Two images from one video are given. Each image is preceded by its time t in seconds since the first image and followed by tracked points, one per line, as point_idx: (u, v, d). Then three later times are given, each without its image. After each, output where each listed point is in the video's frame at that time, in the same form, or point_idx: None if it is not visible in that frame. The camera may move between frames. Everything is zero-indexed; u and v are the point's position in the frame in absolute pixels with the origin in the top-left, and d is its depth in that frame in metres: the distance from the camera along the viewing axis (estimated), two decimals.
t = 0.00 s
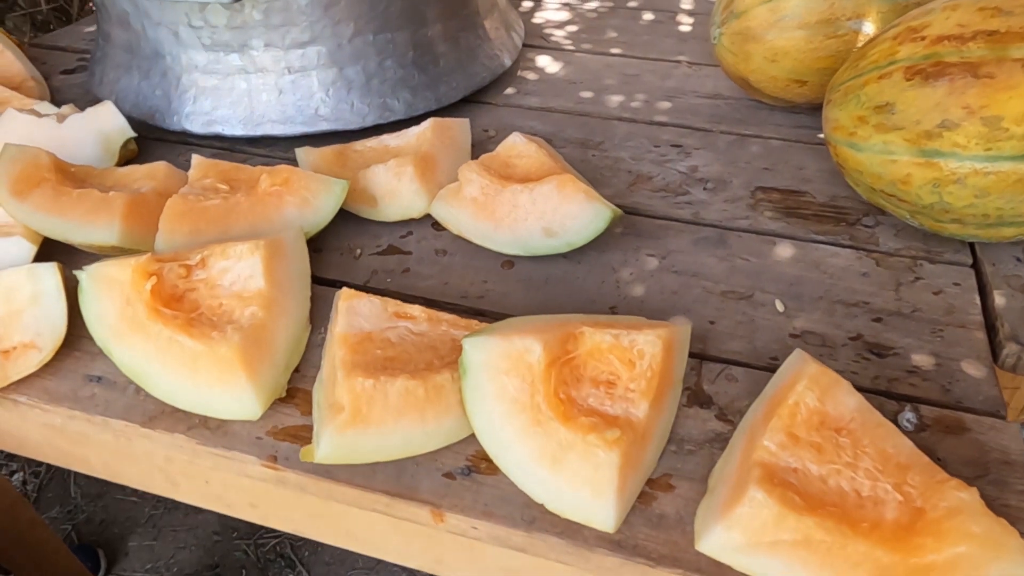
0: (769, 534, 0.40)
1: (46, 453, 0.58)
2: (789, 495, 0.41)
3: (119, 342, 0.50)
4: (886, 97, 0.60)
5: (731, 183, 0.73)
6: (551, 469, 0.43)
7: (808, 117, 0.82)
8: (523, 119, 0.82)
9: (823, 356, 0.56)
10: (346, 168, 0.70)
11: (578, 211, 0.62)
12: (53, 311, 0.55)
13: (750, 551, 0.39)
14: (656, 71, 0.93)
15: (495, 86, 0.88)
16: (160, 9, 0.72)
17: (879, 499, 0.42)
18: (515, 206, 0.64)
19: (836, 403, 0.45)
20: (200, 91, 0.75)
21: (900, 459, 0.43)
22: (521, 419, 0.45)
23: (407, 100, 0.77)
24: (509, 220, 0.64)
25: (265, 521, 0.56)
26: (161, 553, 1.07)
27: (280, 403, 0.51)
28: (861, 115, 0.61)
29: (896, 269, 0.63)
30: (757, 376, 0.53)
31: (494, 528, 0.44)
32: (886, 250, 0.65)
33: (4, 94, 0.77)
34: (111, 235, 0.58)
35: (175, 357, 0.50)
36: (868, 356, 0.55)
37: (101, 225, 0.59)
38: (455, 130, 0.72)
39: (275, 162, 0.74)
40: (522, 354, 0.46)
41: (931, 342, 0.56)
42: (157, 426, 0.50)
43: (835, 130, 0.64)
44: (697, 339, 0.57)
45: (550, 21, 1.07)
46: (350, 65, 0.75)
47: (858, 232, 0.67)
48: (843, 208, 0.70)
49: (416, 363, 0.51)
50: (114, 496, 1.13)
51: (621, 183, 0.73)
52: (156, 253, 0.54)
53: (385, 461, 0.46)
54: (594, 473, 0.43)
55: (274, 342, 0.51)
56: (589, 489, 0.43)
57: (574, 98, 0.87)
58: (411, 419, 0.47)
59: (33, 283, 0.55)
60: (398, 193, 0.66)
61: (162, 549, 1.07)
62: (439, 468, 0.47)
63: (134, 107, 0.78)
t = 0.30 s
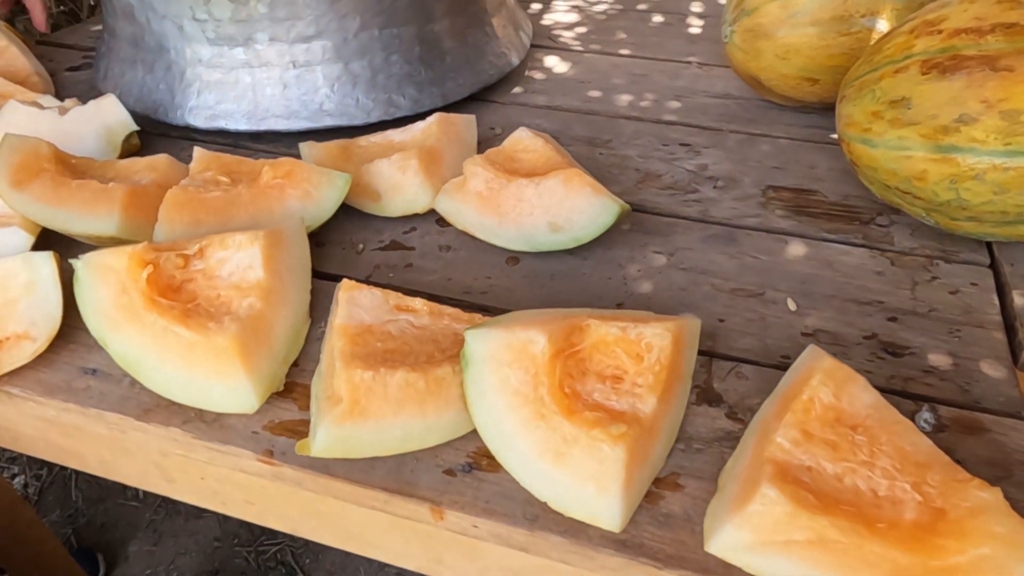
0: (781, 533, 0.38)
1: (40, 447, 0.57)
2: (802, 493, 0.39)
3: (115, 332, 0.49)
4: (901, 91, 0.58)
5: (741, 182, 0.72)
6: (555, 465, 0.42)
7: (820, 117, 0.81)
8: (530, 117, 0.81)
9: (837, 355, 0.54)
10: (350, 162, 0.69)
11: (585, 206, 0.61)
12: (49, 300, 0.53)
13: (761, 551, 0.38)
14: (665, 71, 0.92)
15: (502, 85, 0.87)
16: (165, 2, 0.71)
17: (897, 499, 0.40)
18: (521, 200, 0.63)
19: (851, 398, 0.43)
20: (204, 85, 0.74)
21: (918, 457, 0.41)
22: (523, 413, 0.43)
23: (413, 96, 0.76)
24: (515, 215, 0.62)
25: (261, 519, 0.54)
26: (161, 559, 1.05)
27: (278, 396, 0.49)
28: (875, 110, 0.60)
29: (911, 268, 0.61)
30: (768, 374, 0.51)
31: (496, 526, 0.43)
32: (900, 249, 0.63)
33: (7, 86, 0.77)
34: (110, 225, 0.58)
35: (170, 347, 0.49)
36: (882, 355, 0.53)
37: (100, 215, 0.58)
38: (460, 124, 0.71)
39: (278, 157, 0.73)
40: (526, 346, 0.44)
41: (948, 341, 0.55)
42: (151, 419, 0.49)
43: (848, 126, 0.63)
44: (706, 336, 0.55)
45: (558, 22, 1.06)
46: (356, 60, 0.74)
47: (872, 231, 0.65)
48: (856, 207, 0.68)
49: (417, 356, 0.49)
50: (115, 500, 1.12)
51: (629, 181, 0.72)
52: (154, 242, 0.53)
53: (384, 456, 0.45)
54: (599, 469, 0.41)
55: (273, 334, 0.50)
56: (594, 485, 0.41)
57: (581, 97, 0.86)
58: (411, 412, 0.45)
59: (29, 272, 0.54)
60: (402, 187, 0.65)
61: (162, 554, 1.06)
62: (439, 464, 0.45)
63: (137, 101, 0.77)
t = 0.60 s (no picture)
0: (802, 545, 0.36)
1: (42, 450, 0.56)
2: (823, 504, 0.38)
3: (117, 332, 0.48)
4: (921, 96, 0.57)
5: (755, 189, 0.71)
6: (565, 472, 0.41)
7: (835, 125, 0.80)
8: (541, 123, 0.81)
9: (856, 365, 0.52)
10: (359, 165, 0.68)
11: (597, 211, 0.60)
12: (51, 301, 0.52)
13: (781, 563, 0.36)
14: (678, 79, 0.91)
15: (513, 91, 0.86)
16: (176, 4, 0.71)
17: (922, 512, 0.39)
18: (532, 204, 0.62)
19: (873, 407, 0.42)
20: (213, 87, 0.73)
21: (943, 469, 0.40)
22: (534, 418, 0.42)
23: (423, 100, 0.76)
24: (526, 218, 0.61)
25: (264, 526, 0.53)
26: (164, 568, 1.04)
27: (282, 400, 0.48)
28: (894, 115, 0.59)
29: (931, 277, 0.60)
30: (786, 384, 0.50)
31: (505, 535, 0.41)
32: (920, 258, 0.62)
33: (16, 88, 0.76)
34: (116, 225, 0.57)
35: (173, 348, 0.48)
36: (902, 365, 0.52)
37: (105, 215, 0.57)
38: (470, 128, 0.70)
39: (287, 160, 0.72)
40: (538, 349, 0.43)
41: (971, 352, 0.53)
42: (153, 422, 0.48)
43: (866, 132, 0.62)
44: (721, 344, 0.54)
45: (570, 31, 1.05)
46: (366, 63, 0.74)
47: (890, 240, 0.64)
48: (873, 215, 0.67)
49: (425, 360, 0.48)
50: (118, 508, 1.11)
51: (641, 187, 0.71)
52: (159, 242, 0.52)
53: (389, 462, 0.43)
54: (612, 477, 0.40)
55: (278, 336, 0.49)
56: (607, 492, 0.40)
57: (593, 104, 0.85)
58: (418, 416, 0.44)
59: (32, 270, 0.53)
60: (411, 190, 0.64)
61: (165, 563, 1.05)
62: (447, 471, 0.44)
63: (147, 104, 0.76)
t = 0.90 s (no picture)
0: None
1: (55, 469, 0.56)
2: (855, 539, 0.37)
3: (135, 351, 0.48)
4: (947, 125, 0.57)
5: (777, 216, 0.70)
6: (588, 501, 0.40)
7: (857, 153, 0.79)
8: (560, 148, 0.81)
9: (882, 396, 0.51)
10: (379, 187, 0.68)
11: (619, 236, 0.60)
12: (70, 318, 0.52)
13: None
14: (697, 105, 0.91)
15: (532, 115, 0.86)
16: (200, 25, 0.72)
17: (956, 550, 0.37)
18: (553, 228, 0.62)
19: (904, 440, 0.41)
20: (235, 107, 0.74)
21: (978, 505, 0.39)
22: (556, 446, 0.41)
23: (443, 123, 0.76)
24: (546, 243, 0.61)
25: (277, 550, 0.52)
26: None
27: (300, 423, 0.47)
28: (919, 143, 0.59)
29: (957, 307, 0.59)
30: (811, 414, 0.49)
31: (524, 565, 0.40)
32: (945, 288, 0.61)
33: (41, 106, 0.77)
34: (136, 243, 0.57)
35: (191, 368, 0.47)
36: (930, 397, 0.51)
37: (126, 233, 0.57)
38: (490, 152, 0.70)
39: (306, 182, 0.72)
40: (562, 376, 0.43)
41: (1001, 384, 0.52)
42: (169, 442, 0.48)
43: (890, 160, 0.61)
44: (744, 372, 0.53)
45: (588, 56, 1.06)
46: (387, 85, 0.74)
47: (915, 268, 0.63)
48: (896, 243, 0.66)
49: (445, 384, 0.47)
50: (126, 528, 1.10)
51: (661, 213, 0.71)
52: (180, 261, 0.52)
53: (406, 488, 0.42)
54: (636, 508, 0.39)
55: (296, 357, 0.48)
56: (630, 523, 0.39)
57: (612, 129, 0.85)
58: (437, 440, 0.43)
59: (52, 287, 0.53)
60: (431, 212, 0.64)
61: None
62: (465, 499, 0.43)
63: (169, 123, 0.77)
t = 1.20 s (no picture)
0: None
1: (74, 499, 0.55)
2: None
3: (162, 383, 0.48)
4: (979, 171, 0.57)
5: (803, 259, 0.70)
6: (618, 548, 0.39)
7: (883, 196, 0.79)
8: (584, 186, 0.81)
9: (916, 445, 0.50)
10: (405, 223, 0.68)
11: (647, 275, 0.59)
12: (97, 348, 0.52)
13: None
14: (721, 146, 0.91)
15: (557, 153, 0.87)
16: (234, 61, 0.73)
17: None
18: (580, 266, 0.61)
19: (944, 493, 0.40)
20: (265, 141, 0.75)
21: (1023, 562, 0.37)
22: (585, 489, 0.40)
23: (470, 159, 0.77)
24: (573, 281, 0.61)
25: None
26: None
27: (323, 459, 0.47)
28: (950, 189, 0.58)
29: (990, 355, 0.58)
30: (843, 462, 0.48)
31: None
32: (977, 335, 0.60)
33: (74, 136, 0.78)
34: (165, 274, 0.57)
35: (217, 401, 0.47)
36: (966, 448, 0.50)
37: (156, 264, 0.58)
38: (517, 189, 0.70)
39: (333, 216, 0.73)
40: (592, 418, 0.42)
41: None
42: (192, 476, 0.47)
43: (920, 206, 0.61)
44: (773, 417, 0.52)
45: (612, 96, 1.07)
46: (415, 122, 0.75)
47: (945, 314, 0.62)
48: (926, 289, 0.65)
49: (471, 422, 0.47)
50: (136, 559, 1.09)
51: (687, 253, 0.70)
52: (209, 292, 0.52)
53: (431, 529, 0.42)
54: (666, 556, 0.38)
55: (322, 392, 0.48)
56: (660, 572, 0.38)
57: (636, 168, 0.86)
58: (463, 481, 0.43)
59: (80, 316, 0.52)
60: (458, 249, 0.64)
61: None
62: (490, 541, 0.42)
63: (198, 156, 0.78)
